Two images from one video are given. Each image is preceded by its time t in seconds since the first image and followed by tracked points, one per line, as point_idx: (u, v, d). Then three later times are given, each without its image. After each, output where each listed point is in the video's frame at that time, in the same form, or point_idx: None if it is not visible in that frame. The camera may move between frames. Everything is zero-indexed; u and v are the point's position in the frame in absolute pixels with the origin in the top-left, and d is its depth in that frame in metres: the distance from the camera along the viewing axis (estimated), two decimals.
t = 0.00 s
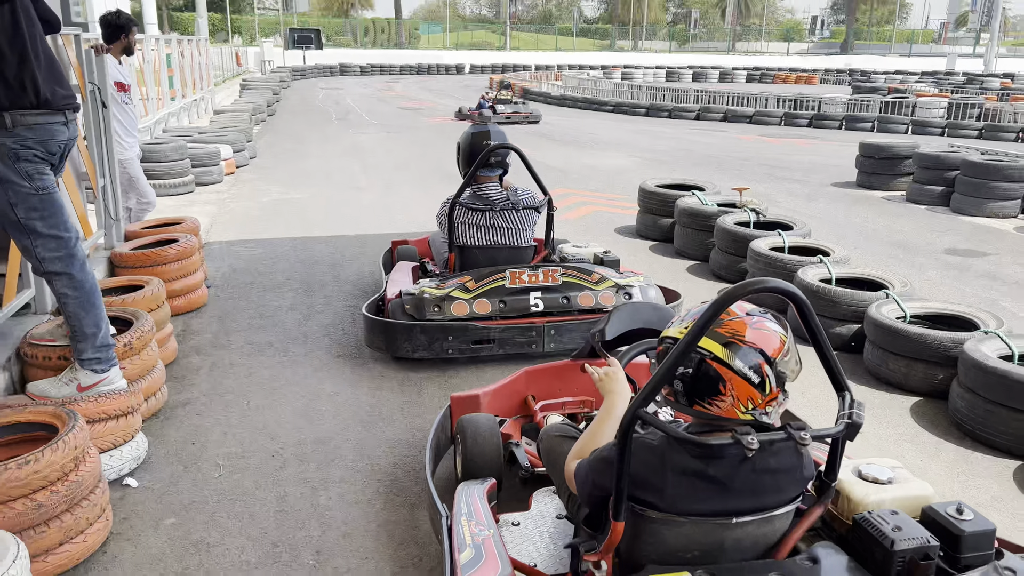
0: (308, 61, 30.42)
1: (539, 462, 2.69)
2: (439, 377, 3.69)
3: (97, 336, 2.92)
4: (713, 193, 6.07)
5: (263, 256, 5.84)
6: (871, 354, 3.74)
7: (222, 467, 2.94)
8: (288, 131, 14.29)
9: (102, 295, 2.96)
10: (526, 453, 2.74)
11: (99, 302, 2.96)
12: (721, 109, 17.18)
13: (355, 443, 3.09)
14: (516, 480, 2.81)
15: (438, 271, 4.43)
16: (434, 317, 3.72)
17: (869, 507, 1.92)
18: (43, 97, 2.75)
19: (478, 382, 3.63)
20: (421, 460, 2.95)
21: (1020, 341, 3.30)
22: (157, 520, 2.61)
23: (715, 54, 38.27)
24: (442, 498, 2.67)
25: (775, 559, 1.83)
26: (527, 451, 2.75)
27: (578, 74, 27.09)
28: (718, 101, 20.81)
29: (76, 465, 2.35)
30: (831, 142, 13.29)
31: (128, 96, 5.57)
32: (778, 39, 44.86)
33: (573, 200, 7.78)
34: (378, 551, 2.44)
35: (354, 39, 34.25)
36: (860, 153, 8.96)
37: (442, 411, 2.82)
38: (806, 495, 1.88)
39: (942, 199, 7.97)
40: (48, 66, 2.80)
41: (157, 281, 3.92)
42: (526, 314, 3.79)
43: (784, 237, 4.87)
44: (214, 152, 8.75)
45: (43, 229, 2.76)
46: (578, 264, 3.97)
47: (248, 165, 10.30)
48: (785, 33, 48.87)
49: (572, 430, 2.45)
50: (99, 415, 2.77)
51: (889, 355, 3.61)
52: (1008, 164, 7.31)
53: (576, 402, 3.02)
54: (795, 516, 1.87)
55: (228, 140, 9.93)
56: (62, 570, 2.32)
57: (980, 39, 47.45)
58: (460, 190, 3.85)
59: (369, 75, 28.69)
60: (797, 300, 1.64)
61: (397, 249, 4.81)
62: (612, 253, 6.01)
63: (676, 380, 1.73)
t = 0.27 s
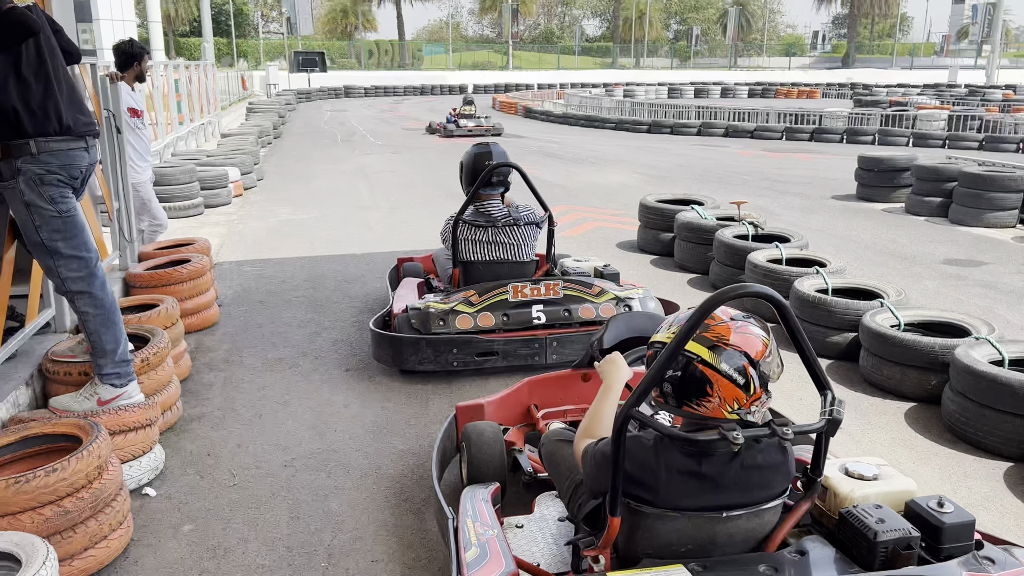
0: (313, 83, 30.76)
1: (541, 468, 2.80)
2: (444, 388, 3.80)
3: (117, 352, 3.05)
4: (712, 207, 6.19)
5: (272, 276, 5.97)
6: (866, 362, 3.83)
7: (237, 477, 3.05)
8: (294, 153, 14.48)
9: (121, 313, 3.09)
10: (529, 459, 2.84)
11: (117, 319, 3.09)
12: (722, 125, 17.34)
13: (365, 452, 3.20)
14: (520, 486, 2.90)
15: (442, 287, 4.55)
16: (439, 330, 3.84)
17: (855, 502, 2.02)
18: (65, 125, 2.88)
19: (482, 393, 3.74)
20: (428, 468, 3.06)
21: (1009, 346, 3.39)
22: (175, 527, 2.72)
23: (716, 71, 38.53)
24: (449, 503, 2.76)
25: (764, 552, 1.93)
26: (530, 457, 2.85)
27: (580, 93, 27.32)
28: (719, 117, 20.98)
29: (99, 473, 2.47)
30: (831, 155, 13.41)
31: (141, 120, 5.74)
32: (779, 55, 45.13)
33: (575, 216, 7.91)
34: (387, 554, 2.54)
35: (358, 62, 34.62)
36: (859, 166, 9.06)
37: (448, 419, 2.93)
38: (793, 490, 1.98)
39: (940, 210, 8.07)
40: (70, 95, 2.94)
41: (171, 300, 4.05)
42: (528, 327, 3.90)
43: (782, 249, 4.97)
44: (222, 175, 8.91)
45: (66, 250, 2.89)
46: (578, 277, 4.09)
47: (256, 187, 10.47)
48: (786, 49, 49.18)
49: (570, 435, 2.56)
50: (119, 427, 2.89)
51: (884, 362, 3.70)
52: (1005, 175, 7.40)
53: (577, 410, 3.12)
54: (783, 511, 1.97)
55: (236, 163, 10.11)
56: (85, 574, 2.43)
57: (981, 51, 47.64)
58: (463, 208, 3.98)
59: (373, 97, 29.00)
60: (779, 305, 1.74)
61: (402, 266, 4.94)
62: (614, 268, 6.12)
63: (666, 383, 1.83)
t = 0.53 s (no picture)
0: (323, 102, 31.11)
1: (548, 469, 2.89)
2: (454, 395, 3.90)
3: (139, 360, 3.16)
4: (716, 218, 6.29)
5: (285, 289, 6.10)
6: (867, 367, 3.91)
7: (254, 480, 3.15)
8: (305, 171, 14.68)
9: (142, 322, 3.22)
10: (537, 460, 2.93)
11: (139, 329, 3.21)
12: (729, 138, 17.46)
13: (377, 455, 3.30)
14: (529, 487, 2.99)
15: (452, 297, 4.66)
16: (449, 339, 3.94)
17: (848, 493, 2.10)
18: (91, 142, 3.02)
19: (491, 399, 3.83)
20: (439, 471, 3.15)
21: (1007, 348, 3.46)
22: (195, 527, 2.82)
23: (723, 86, 38.71)
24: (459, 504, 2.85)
25: (762, 543, 2.01)
26: (537, 459, 2.94)
27: (587, 108, 27.54)
28: (726, 130, 21.10)
29: (123, 475, 2.57)
30: (837, 167, 13.49)
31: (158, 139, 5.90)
32: (785, 69, 45.30)
33: (582, 229, 8.02)
34: (400, 552, 2.63)
35: (367, 80, 34.99)
36: (863, 177, 9.14)
37: (458, 423, 3.02)
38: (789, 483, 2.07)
39: (945, 220, 8.13)
40: (95, 113, 3.08)
41: (188, 311, 4.17)
42: (535, 334, 4.00)
43: (785, 257, 5.06)
44: (235, 192, 9.08)
45: (92, 261, 3.02)
46: (585, 286, 4.19)
47: (268, 204, 10.64)
48: (792, 62, 49.35)
49: (574, 435, 2.65)
50: (142, 432, 3.00)
51: (884, 366, 3.78)
52: (1008, 184, 7.47)
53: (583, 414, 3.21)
54: (780, 503, 2.05)
55: (248, 181, 10.29)
56: (112, 572, 2.53)
57: (988, 62, 47.66)
58: (471, 220, 4.09)
59: (382, 115, 29.30)
60: (774, 305, 1.83)
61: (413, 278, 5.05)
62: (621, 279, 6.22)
63: (667, 379, 1.92)
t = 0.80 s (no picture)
0: (332, 118, 31.40)
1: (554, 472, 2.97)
2: (463, 403, 3.98)
3: (157, 368, 3.26)
4: (721, 230, 6.37)
5: (297, 302, 6.20)
6: (868, 375, 3.98)
7: (268, 485, 3.25)
8: (315, 186, 14.84)
9: (161, 332, 3.32)
10: (543, 465, 3.01)
11: (157, 338, 3.32)
12: (736, 152, 17.56)
13: (388, 461, 3.38)
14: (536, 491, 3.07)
15: (460, 308, 4.75)
16: (457, 348, 4.03)
17: (844, 492, 2.17)
18: (113, 158, 3.13)
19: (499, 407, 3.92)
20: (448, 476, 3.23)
21: (1004, 355, 3.52)
22: (211, 530, 2.91)
23: (730, 99, 38.86)
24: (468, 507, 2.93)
25: (760, 539, 2.09)
26: (544, 464, 3.02)
27: (595, 123, 27.71)
28: (733, 144, 21.19)
29: (143, 478, 2.67)
30: (844, 180, 13.56)
31: (174, 155, 6.04)
32: (793, 82, 45.42)
33: (589, 242, 8.12)
34: (411, 553, 2.71)
35: (376, 96, 35.30)
36: (868, 190, 9.20)
37: (467, 429, 3.10)
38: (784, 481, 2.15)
39: (950, 231, 8.19)
40: (117, 132, 3.18)
41: (203, 322, 4.28)
42: (542, 343, 4.09)
43: (788, 268, 5.13)
44: (247, 208, 9.23)
45: (112, 272, 3.14)
46: (590, 296, 4.27)
47: (279, 219, 10.79)
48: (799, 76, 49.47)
49: (579, 439, 2.73)
50: (161, 437, 3.10)
51: (884, 374, 3.85)
52: (1011, 196, 7.52)
53: (588, 420, 3.29)
54: (776, 501, 2.13)
55: (260, 197, 10.44)
56: (132, 571, 2.62)
57: (997, 74, 47.64)
58: (478, 232, 4.19)
59: (391, 130, 29.55)
60: (768, 310, 1.92)
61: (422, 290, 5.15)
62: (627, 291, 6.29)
63: (666, 379, 2.02)
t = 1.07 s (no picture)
0: (338, 135, 31.68)
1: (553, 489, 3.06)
2: (465, 421, 4.08)
3: (168, 389, 3.37)
4: (720, 249, 6.48)
5: (303, 320, 6.32)
6: (861, 393, 4.07)
7: (276, 501, 3.34)
8: (321, 204, 15.00)
9: (173, 354, 3.42)
10: (542, 482, 3.11)
11: (169, 359, 3.42)
12: (737, 169, 17.70)
13: (392, 478, 3.48)
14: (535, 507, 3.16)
15: (462, 327, 4.86)
16: (460, 367, 4.13)
17: (829, 508, 2.27)
18: (129, 186, 3.25)
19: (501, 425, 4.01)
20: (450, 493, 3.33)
21: (992, 374, 3.61)
22: (221, 546, 3.00)
23: (733, 116, 39.08)
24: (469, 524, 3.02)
25: (748, 554, 2.18)
26: (543, 481, 3.12)
27: (598, 139, 27.91)
28: (735, 161, 21.34)
29: (156, 495, 2.77)
30: (844, 197, 13.67)
31: (184, 179, 6.19)
32: (795, 98, 45.70)
33: (591, 260, 8.23)
34: (414, 569, 2.80)
35: (381, 113, 35.59)
36: (866, 207, 9.31)
37: (468, 447, 3.20)
38: (771, 498, 2.25)
39: (947, 249, 8.29)
40: (132, 160, 3.30)
41: (213, 342, 4.39)
42: (542, 362, 4.19)
43: (785, 287, 5.23)
44: (254, 227, 9.37)
45: (127, 296, 3.26)
46: (589, 316, 4.38)
47: (285, 238, 10.93)
48: (801, 92, 49.75)
49: (575, 457, 2.83)
50: (172, 456, 3.20)
51: (877, 392, 3.94)
52: (1006, 214, 7.63)
53: (586, 438, 3.38)
54: (764, 517, 2.22)
55: (267, 215, 10.60)
56: None
57: (998, 90, 47.84)
58: (480, 254, 4.30)
59: (395, 147, 29.79)
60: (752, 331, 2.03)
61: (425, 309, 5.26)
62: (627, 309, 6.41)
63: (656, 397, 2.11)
